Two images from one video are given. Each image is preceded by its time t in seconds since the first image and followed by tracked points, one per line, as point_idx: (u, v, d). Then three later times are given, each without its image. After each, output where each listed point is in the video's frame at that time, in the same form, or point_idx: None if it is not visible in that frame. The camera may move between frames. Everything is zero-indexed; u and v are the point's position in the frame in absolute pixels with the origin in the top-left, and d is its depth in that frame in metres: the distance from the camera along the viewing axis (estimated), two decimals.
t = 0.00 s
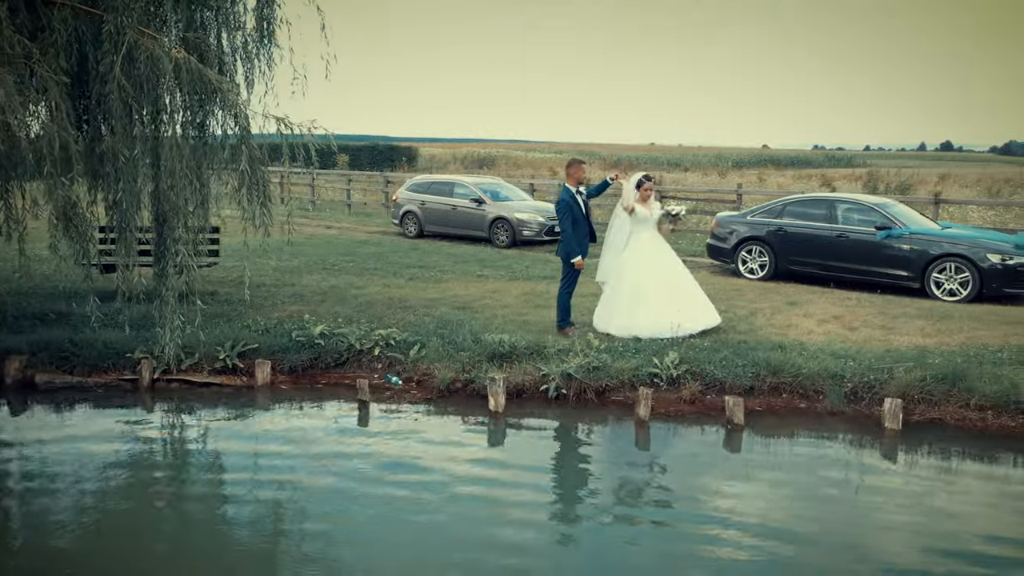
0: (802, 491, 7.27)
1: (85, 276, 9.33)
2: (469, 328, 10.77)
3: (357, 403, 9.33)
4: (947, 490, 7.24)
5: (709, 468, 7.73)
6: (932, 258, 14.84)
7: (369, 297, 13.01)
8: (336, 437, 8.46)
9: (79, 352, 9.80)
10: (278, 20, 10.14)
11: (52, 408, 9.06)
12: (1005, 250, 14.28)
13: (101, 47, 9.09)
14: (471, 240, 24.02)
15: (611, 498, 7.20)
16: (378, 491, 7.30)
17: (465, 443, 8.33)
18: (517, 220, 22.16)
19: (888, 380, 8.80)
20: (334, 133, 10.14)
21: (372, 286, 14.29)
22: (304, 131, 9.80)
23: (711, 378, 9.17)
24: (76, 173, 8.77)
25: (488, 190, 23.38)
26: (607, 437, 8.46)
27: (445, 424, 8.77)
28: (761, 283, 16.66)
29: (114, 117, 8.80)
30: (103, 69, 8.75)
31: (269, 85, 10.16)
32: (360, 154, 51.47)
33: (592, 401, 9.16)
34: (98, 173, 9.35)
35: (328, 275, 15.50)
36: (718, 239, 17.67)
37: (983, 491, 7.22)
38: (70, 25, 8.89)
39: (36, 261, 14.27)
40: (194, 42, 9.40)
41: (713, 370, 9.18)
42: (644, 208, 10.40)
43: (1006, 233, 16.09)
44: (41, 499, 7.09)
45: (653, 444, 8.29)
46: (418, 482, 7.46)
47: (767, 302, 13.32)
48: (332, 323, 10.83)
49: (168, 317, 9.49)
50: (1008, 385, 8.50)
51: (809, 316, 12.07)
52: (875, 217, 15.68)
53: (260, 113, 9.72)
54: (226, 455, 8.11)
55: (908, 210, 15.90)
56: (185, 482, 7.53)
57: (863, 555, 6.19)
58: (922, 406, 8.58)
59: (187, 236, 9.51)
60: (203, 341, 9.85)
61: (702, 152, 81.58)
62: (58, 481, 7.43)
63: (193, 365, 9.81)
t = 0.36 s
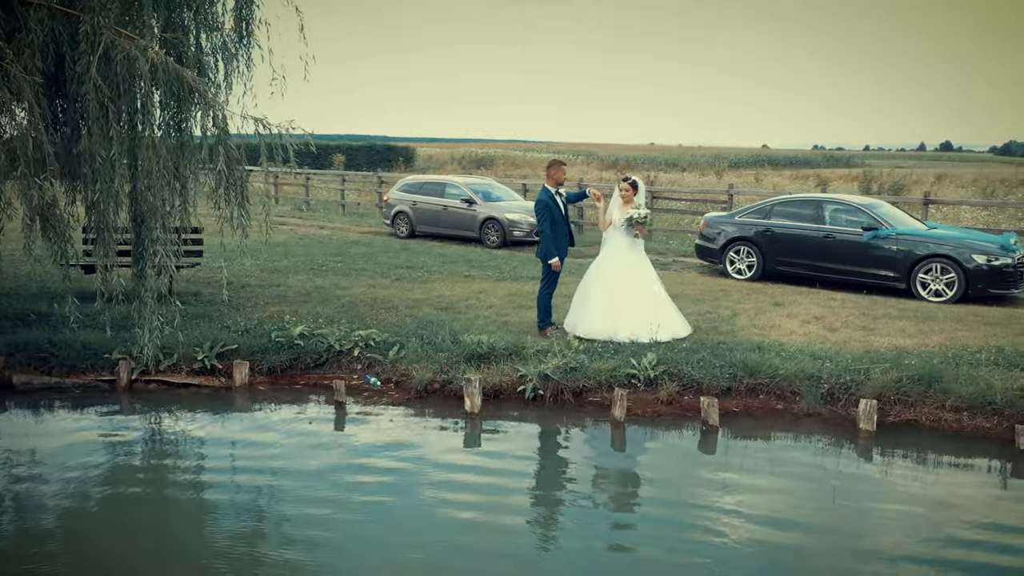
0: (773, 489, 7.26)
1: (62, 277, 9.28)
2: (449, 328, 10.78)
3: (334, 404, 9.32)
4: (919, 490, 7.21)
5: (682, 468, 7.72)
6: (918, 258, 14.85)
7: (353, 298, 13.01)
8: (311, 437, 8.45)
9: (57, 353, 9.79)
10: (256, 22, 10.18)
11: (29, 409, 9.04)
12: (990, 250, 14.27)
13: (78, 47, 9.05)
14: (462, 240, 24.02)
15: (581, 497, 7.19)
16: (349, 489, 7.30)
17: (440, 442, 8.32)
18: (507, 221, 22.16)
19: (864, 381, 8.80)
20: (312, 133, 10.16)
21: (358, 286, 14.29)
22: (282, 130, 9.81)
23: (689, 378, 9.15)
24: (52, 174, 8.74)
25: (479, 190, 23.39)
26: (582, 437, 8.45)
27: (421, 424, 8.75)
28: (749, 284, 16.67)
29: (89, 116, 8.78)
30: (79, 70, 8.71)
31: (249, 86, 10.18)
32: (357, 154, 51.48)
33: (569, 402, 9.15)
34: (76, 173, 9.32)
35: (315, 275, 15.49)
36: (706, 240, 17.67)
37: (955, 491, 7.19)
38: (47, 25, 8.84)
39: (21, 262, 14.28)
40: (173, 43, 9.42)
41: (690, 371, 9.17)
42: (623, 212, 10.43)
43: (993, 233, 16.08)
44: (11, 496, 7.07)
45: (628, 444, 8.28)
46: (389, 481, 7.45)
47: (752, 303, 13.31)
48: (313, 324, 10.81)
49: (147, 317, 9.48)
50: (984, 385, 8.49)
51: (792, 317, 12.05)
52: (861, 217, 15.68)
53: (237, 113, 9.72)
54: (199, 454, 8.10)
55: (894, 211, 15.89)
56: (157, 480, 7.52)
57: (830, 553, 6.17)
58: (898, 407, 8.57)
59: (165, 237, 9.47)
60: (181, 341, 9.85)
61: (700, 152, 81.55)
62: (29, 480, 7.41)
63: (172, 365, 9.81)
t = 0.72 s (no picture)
0: (748, 490, 7.26)
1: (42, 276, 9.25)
2: (432, 328, 10.78)
3: (313, 404, 9.31)
4: (894, 491, 7.21)
5: (659, 468, 7.71)
6: (906, 258, 14.84)
7: (338, 298, 13.00)
8: (289, 438, 8.45)
9: (38, 353, 9.78)
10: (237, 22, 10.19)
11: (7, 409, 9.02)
12: (978, 250, 14.28)
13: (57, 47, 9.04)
14: (454, 240, 24.00)
15: (555, 498, 7.18)
16: (324, 490, 7.29)
17: (418, 443, 8.32)
18: (499, 220, 22.15)
19: (843, 381, 8.79)
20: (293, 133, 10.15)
21: (345, 286, 14.29)
22: (263, 130, 9.79)
23: (669, 379, 9.14)
24: (31, 174, 8.72)
25: (471, 190, 23.39)
26: (559, 437, 8.44)
27: (400, 425, 8.75)
28: (737, 284, 16.66)
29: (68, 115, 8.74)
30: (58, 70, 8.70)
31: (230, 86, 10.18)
32: (354, 154, 51.45)
33: (549, 403, 9.14)
34: (56, 173, 9.30)
35: (303, 275, 15.49)
36: (696, 240, 17.67)
37: (931, 491, 7.19)
38: (26, 26, 8.84)
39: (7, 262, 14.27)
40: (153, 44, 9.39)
41: (671, 372, 9.17)
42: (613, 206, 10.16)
43: (981, 233, 16.10)
44: None
45: (607, 445, 8.28)
46: (364, 482, 7.44)
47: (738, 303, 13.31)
48: (295, 324, 10.81)
49: (127, 318, 9.45)
50: (962, 385, 8.49)
51: (776, 317, 12.06)
52: (850, 217, 15.69)
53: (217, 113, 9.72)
54: (176, 453, 8.09)
55: (883, 211, 15.90)
56: (131, 479, 7.51)
57: (803, 554, 6.15)
58: (877, 408, 8.56)
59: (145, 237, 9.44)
60: (162, 342, 9.84)
61: (698, 151, 81.47)
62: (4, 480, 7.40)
63: (153, 366, 9.80)
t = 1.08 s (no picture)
0: (725, 490, 7.25)
1: (23, 276, 9.24)
2: (417, 328, 10.77)
3: (295, 404, 9.29)
4: (873, 491, 7.20)
5: (638, 469, 7.71)
6: (895, 258, 14.84)
7: (326, 298, 12.99)
8: (269, 438, 8.44)
9: (21, 353, 9.77)
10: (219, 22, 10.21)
11: None
12: (966, 250, 14.28)
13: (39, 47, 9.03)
14: (447, 240, 24.00)
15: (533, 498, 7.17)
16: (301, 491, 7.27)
17: (398, 443, 8.30)
18: (491, 220, 22.15)
19: (825, 382, 8.78)
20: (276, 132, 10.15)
21: (333, 286, 14.28)
22: (245, 130, 9.79)
23: (651, 379, 9.13)
24: (11, 174, 8.69)
25: (464, 190, 23.39)
26: (540, 437, 8.43)
27: (381, 425, 8.73)
28: (728, 284, 16.66)
29: (49, 114, 8.72)
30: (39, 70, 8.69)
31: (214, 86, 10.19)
32: (351, 153, 51.43)
33: (532, 403, 9.12)
34: (38, 173, 9.28)
35: (292, 275, 15.49)
36: (686, 239, 17.67)
37: (909, 492, 7.18)
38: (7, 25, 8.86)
39: None
40: (136, 44, 9.39)
41: (653, 372, 9.15)
42: (590, 203, 10.22)
43: (970, 233, 16.10)
44: None
45: (588, 445, 8.26)
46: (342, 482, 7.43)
47: (725, 303, 13.30)
48: (280, 324, 10.81)
49: (110, 318, 9.43)
50: (943, 386, 8.48)
51: (762, 317, 12.06)
52: (839, 217, 15.69)
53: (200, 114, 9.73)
54: (154, 452, 8.07)
55: (872, 211, 15.90)
56: (108, 478, 7.49)
57: (777, 553, 6.15)
58: (858, 408, 8.56)
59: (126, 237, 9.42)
60: (145, 342, 9.83)
61: (695, 151, 81.46)
62: None
63: (136, 366, 9.80)
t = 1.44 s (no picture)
0: (705, 489, 7.23)
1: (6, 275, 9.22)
2: (403, 329, 10.77)
3: (278, 404, 9.28)
4: (853, 490, 7.17)
5: (619, 468, 7.69)
6: (885, 259, 14.84)
7: (315, 298, 12.99)
8: (249, 437, 8.41)
9: (5, 354, 9.76)
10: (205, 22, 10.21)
11: None
12: (957, 250, 14.27)
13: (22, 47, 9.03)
14: (441, 240, 24.00)
15: (512, 497, 7.15)
16: (279, 489, 7.25)
17: (380, 442, 8.29)
18: (485, 220, 22.15)
19: (809, 382, 8.78)
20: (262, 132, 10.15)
21: (323, 286, 14.28)
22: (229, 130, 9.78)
23: (635, 379, 9.12)
24: None
25: (458, 190, 23.39)
26: (522, 437, 8.41)
27: (364, 424, 8.71)
28: (719, 284, 16.66)
29: (31, 113, 8.71)
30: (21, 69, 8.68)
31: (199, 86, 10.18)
32: (348, 154, 51.45)
33: (515, 403, 9.11)
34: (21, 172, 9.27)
35: (283, 275, 15.48)
36: (678, 240, 17.67)
37: (890, 490, 7.15)
38: None
39: None
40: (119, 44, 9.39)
41: (637, 372, 9.15)
42: (575, 205, 10.25)
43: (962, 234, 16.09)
44: None
45: (570, 445, 8.25)
46: (321, 481, 7.42)
47: (714, 303, 13.30)
48: (266, 324, 10.80)
49: (95, 318, 9.41)
50: (926, 386, 8.47)
51: (750, 317, 12.05)
52: (831, 217, 15.68)
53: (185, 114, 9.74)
54: (135, 451, 8.06)
55: (864, 211, 15.89)
56: (87, 476, 7.47)
57: (752, 551, 6.13)
58: (841, 408, 8.55)
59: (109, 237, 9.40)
60: (130, 342, 9.82)
61: (693, 152, 81.43)
62: None
63: (120, 367, 9.79)
